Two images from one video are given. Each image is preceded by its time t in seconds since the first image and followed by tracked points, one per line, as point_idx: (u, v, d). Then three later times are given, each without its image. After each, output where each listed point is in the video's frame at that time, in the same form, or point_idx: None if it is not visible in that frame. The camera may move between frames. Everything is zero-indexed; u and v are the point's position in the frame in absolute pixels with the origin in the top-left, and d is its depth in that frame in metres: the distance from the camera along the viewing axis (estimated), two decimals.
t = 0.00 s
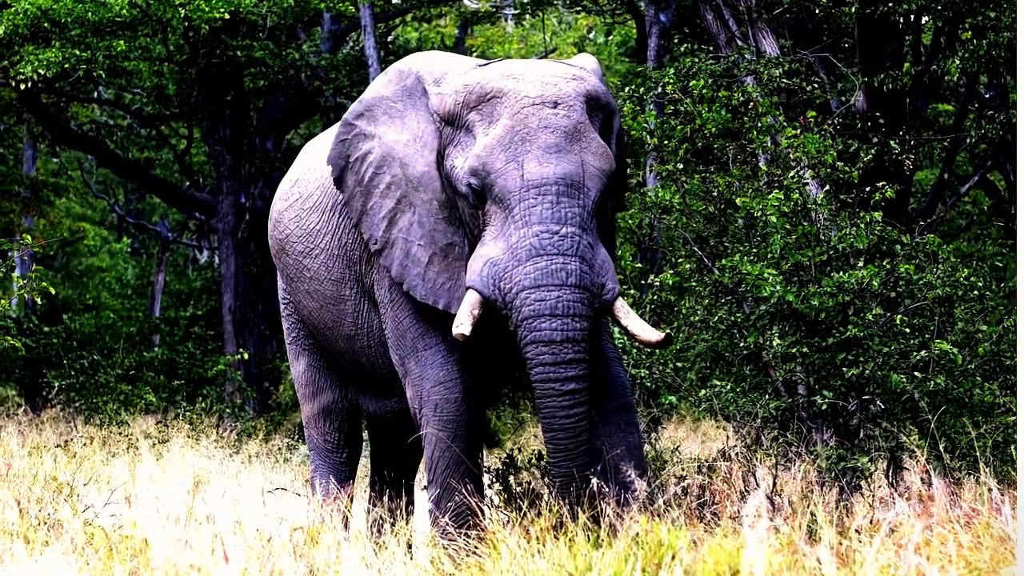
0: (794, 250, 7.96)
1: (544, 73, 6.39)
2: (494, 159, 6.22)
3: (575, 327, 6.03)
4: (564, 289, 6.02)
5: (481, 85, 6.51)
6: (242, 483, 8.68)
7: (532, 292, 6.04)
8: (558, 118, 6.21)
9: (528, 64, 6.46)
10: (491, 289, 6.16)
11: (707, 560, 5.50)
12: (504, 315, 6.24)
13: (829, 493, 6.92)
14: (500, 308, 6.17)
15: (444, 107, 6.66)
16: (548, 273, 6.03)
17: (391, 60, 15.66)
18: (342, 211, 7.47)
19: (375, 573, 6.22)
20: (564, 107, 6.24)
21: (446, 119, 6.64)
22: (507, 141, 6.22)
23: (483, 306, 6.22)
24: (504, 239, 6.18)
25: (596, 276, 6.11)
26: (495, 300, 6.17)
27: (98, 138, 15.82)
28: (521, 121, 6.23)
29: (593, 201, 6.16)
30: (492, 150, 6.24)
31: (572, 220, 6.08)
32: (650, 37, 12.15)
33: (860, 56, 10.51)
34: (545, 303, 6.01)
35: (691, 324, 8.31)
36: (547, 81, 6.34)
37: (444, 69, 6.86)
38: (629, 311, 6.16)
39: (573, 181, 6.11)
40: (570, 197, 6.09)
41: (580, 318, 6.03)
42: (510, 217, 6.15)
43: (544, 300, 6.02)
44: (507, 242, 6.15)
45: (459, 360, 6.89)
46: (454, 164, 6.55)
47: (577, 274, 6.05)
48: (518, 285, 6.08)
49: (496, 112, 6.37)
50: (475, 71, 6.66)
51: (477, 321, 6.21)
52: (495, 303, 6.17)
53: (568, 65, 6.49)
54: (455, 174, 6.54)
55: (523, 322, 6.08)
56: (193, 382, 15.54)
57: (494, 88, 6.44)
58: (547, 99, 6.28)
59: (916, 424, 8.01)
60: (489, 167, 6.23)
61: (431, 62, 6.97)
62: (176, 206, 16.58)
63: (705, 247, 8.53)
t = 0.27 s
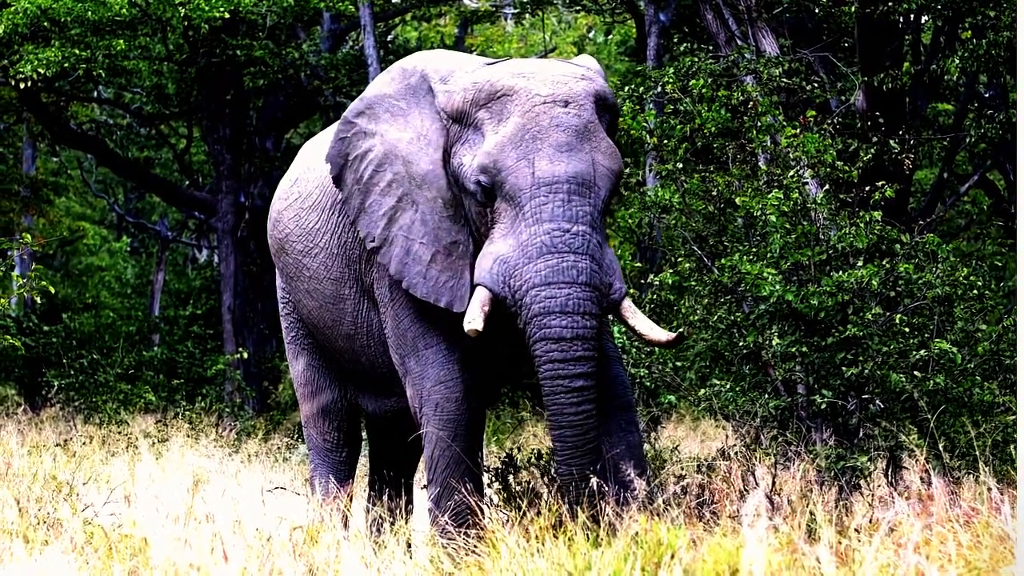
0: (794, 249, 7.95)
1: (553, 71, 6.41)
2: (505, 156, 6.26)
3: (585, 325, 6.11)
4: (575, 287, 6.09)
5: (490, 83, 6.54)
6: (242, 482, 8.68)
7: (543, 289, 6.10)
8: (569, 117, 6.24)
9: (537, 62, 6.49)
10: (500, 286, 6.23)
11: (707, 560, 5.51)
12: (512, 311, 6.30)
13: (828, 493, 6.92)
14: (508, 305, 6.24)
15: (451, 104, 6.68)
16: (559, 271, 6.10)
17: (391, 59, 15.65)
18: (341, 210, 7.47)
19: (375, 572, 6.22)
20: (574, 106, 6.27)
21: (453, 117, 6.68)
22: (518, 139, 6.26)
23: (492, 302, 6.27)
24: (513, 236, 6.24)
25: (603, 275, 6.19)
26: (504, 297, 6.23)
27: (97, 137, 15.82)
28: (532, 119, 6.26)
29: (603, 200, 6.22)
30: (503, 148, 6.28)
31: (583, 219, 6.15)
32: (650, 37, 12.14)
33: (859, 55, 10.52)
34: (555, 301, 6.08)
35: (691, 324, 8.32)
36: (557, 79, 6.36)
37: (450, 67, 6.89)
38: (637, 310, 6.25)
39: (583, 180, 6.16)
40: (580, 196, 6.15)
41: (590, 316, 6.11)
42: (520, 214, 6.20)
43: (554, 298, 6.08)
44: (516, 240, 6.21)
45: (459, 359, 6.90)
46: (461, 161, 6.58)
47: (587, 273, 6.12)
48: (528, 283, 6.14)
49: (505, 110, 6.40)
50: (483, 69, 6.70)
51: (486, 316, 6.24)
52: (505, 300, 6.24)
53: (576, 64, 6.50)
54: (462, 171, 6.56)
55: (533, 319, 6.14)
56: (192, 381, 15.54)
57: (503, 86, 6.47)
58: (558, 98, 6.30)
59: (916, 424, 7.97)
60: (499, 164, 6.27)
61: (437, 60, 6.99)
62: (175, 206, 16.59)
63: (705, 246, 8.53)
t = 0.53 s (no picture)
0: (792, 247, 7.95)
1: (561, 68, 6.43)
2: (515, 153, 6.28)
3: (595, 322, 6.13)
4: (585, 283, 6.11)
5: (498, 80, 6.56)
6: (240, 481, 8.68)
7: (554, 286, 6.11)
8: (577, 113, 6.26)
9: (544, 59, 6.51)
10: (510, 282, 6.25)
11: (705, 559, 5.51)
12: (521, 307, 6.31)
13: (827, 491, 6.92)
14: (518, 301, 6.25)
15: (458, 102, 6.72)
16: (570, 267, 6.12)
17: (390, 58, 15.66)
18: (342, 209, 7.46)
19: (373, 570, 6.22)
20: (583, 103, 6.28)
21: (460, 114, 6.71)
22: (527, 135, 6.27)
23: (502, 299, 6.28)
24: (523, 233, 6.25)
25: (612, 272, 6.22)
26: (514, 293, 6.24)
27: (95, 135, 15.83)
28: (542, 116, 6.28)
29: (611, 197, 6.25)
30: (512, 145, 6.30)
31: (592, 216, 6.16)
32: (648, 35, 12.14)
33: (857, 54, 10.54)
34: (566, 297, 6.10)
35: (689, 322, 8.32)
36: (564, 76, 6.37)
37: (456, 66, 6.93)
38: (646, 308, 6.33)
39: (593, 177, 6.18)
40: (590, 192, 6.17)
41: (600, 313, 6.13)
42: (530, 211, 6.21)
43: (565, 294, 6.10)
44: (526, 236, 6.23)
45: (459, 357, 6.90)
46: (468, 159, 6.60)
47: (597, 270, 6.15)
48: (539, 279, 6.15)
49: (514, 107, 6.42)
50: (490, 67, 6.74)
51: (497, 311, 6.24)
52: (515, 297, 6.25)
53: (583, 61, 6.52)
54: (469, 169, 6.58)
55: (544, 315, 6.15)
56: (191, 380, 15.53)
57: (511, 84, 6.49)
58: (566, 95, 6.32)
59: (914, 422, 7.94)
60: (509, 161, 6.29)
61: (441, 59, 7.03)
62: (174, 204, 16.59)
63: (703, 244, 8.55)
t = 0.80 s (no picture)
0: (789, 245, 7.93)
1: (567, 66, 6.45)
2: (523, 151, 6.29)
3: (603, 321, 6.14)
4: (594, 282, 6.13)
5: (505, 79, 6.58)
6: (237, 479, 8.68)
7: (563, 284, 6.13)
8: (585, 112, 6.27)
9: (550, 58, 6.53)
10: (519, 281, 6.26)
11: (703, 556, 5.51)
12: (528, 306, 6.33)
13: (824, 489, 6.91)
14: (527, 300, 6.26)
15: (465, 100, 6.73)
16: (578, 265, 6.13)
17: (387, 56, 15.65)
18: (342, 207, 7.45)
19: (370, 569, 6.22)
20: (590, 101, 6.30)
21: (466, 113, 6.72)
22: (535, 134, 6.29)
23: (510, 298, 6.28)
24: (531, 231, 6.26)
25: (620, 271, 6.25)
26: (523, 292, 6.26)
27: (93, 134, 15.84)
28: (549, 114, 6.29)
29: (618, 195, 6.27)
30: (520, 143, 6.31)
31: (600, 214, 6.18)
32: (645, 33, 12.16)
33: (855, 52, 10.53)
34: (574, 296, 6.11)
35: (685, 320, 8.32)
36: (571, 75, 6.39)
37: (459, 64, 6.94)
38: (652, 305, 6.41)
39: (601, 175, 6.20)
40: (598, 190, 6.19)
41: (608, 312, 6.15)
42: (538, 209, 6.23)
43: (574, 293, 6.11)
44: (535, 235, 6.24)
45: (460, 355, 6.90)
46: (475, 157, 6.61)
47: (606, 268, 6.16)
48: (548, 278, 6.17)
49: (521, 105, 6.44)
50: (496, 65, 6.76)
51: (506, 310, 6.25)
52: (523, 295, 6.26)
53: (589, 59, 6.54)
54: (476, 167, 6.59)
55: (552, 314, 6.16)
56: (188, 378, 15.54)
57: (518, 82, 6.51)
58: (573, 93, 6.33)
59: (910, 420, 7.99)
60: (517, 160, 6.30)
61: (446, 57, 7.03)
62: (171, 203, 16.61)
63: (700, 243, 8.57)
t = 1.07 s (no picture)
0: (784, 244, 7.97)
1: (573, 66, 6.49)
2: (529, 152, 6.33)
3: (608, 321, 6.20)
4: (599, 283, 6.18)
5: (510, 78, 6.60)
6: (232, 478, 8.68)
7: (569, 285, 6.18)
8: (591, 112, 6.32)
9: (555, 57, 6.57)
10: (524, 281, 6.29)
11: (698, 555, 5.52)
12: (533, 307, 6.37)
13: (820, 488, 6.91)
14: (532, 300, 6.30)
15: (470, 99, 6.73)
16: (584, 266, 6.19)
17: (383, 55, 15.66)
18: (341, 206, 7.45)
19: (366, 567, 6.23)
20: (595, 101, 6.35)
21: (471, 112, 6.73)
22: (542, 134, 6.32)
23: (516, 298, 6.32)
24: (537, 232, 6.31)
25: (625, 271, 6.31)
26: (528, 292, 6.29)
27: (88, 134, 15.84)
28: (555, 114, 6.33)
29: (623, 195, 6.32)
30: (527, 143, 6.35)
31: (606, 215, 6.24)
32: (641, 32, 12.19)
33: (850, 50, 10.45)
34: (580, 297, 6.17)
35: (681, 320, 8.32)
36: (577, 75, 6.44)
37: (463, 63, 6.94)
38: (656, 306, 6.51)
39: (606, 175, 6.25)
40: (604, 191, 6.24)
41: (613, 312, 6.21)
42: (544, 210, 6.27)
43: (579, 294, 6.17)
44: (541, 235, 6.28)
45: (459, 353, 6.92)
46: (478, 156, 6.63)
47: (611, 269, 6.22)
48: (553, 278, 6.22)
49: (526, 105, 6.47)
50: (500, 64, 6.76)
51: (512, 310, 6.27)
52: (528, 295, 6.30)
53: (593, 59, 6.58)
54: (479, 165, 6.60)
55: (558, 315, 6.22)
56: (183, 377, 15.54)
57: (523, 82, 6.53)
58: (579, 94, 6.38)
59: (906, 418, 8.06)
60: (523, 160, 6.34)
61: (448, 55, 7.03)
62: (167, 202, 16.61)
63: (696, 241, 8.58)
